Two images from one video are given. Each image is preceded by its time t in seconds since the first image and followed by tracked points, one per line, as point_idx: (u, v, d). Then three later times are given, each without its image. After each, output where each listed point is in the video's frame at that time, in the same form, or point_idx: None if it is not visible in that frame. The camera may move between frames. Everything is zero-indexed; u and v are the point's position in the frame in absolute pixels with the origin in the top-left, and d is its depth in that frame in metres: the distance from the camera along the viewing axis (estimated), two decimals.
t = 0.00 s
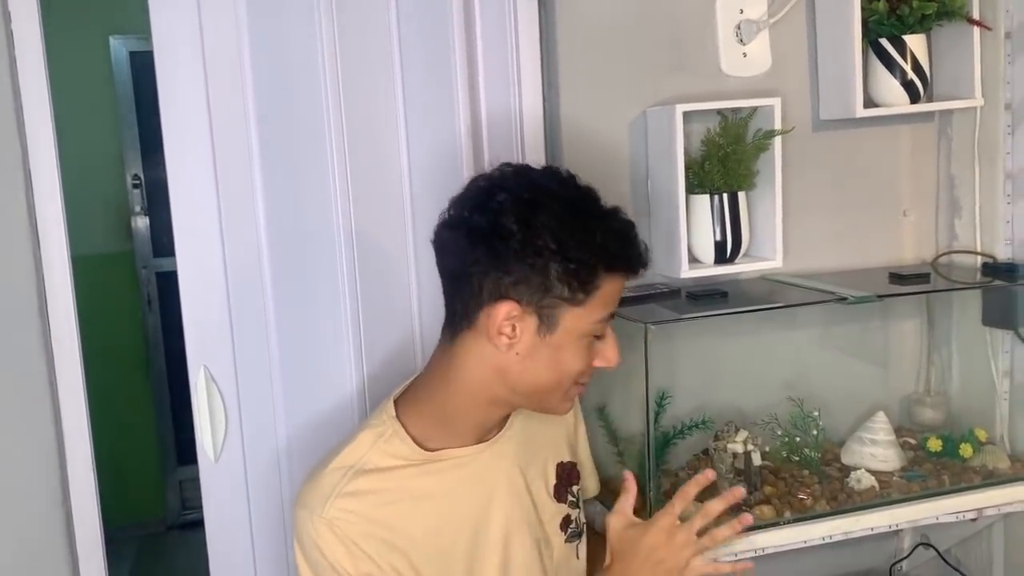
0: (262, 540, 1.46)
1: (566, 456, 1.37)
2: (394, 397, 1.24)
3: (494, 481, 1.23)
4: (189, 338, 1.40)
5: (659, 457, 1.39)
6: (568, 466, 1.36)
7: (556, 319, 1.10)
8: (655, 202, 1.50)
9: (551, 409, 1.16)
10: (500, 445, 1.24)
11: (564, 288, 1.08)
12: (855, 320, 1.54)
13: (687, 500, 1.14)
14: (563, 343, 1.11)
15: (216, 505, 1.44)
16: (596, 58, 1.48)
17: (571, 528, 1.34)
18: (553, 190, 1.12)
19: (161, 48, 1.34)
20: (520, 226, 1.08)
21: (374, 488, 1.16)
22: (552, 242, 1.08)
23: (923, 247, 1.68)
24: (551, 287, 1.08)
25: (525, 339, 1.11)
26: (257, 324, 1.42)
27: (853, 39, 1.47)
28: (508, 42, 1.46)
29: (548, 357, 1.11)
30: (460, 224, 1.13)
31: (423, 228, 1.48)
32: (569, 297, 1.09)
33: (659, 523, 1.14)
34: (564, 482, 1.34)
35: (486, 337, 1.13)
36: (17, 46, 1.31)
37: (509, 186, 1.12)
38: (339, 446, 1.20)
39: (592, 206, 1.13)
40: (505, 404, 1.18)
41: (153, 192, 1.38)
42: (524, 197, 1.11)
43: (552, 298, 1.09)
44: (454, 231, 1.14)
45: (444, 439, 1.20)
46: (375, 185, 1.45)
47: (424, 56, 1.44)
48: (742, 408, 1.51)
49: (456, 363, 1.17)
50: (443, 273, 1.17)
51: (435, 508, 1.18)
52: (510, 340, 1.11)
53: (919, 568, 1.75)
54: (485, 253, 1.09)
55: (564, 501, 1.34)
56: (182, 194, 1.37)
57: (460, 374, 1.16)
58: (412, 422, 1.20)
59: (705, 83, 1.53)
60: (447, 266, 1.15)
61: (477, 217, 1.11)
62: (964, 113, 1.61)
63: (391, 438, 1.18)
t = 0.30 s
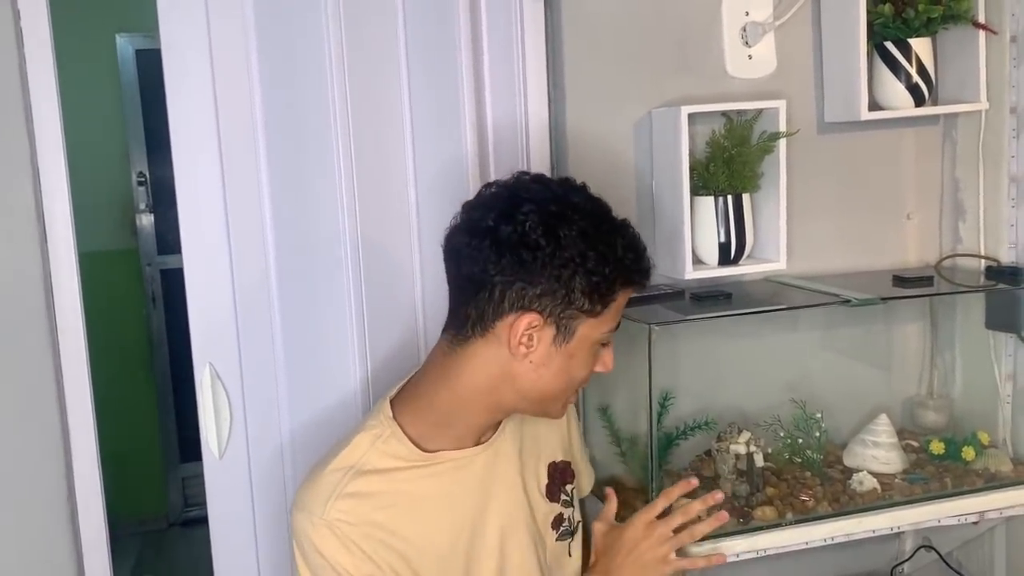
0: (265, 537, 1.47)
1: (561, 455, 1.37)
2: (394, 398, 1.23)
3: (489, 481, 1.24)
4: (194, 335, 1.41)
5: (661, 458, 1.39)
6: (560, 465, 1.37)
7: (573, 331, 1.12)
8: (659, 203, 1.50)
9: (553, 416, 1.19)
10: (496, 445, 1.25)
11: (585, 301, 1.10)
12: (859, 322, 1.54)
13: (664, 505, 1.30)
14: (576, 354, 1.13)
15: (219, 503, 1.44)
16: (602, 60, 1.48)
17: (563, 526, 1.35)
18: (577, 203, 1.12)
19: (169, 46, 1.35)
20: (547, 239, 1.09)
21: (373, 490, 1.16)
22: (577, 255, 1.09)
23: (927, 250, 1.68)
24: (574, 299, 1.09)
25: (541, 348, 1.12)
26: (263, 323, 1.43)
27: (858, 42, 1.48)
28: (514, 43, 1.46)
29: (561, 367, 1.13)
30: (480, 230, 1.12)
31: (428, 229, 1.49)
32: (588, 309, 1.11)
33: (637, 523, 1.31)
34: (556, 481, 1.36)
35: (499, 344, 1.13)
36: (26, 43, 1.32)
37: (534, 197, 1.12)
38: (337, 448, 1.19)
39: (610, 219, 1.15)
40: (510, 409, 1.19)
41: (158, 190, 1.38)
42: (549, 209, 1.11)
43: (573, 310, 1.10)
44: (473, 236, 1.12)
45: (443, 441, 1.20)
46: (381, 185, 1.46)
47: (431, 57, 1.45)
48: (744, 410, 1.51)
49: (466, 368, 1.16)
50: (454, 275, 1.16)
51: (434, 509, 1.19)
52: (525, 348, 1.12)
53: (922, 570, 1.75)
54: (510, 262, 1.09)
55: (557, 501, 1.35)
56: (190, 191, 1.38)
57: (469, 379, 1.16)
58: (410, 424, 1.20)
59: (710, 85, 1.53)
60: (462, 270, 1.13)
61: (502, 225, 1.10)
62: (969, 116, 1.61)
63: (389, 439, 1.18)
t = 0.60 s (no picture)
0: (269, 537, 1.47)
1: (564, 455, 1.37)
2: (393, 394, 1.23)
3: (490, 480, 1.23)
4: (198, 335, 1.41)
5: (665, 458, 1.39)
6: (565, 468, 1.36)
7: (571, 321, 1.12)
8: (664, 202, 1.50)
9: (554, 408, 1.19)
10: (498, 445, 1.25)
11: (582, 291, 1.10)
12: (864, 321, 1.54)
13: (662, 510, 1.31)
14: (574, 345, 1.14)
15: (223, 502, 1.44)
16: (606, 59, 1.48)
17: (568, 530, 1.35)
18: (571, 194, 1.13)
19: (173, 46, 1.35)
20: (542, 229, 1.09)
21: (373, 483, 1.16)
22: (573, 245, 1.09)
23: (932, 250, 1.68)
24: (571, 289, 1.10)
25: (539, 339, 1.12)
26: (266, 322, 1.43)
27: (864, 41, 1.47)
28: (519, 43, 1.46)
29: (560, 358, 1.14)
30: (477, 223, 1.12)
31: (432, 229, 1.48)
32: (585, 299, 1.11)
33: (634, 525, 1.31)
34: (560, 485, 1.35)
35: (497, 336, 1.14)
36: (31, 42, 1.32)
37: (528, 188, 1.13)
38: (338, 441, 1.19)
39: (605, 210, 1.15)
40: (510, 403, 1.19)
41: (164, 189, 1.38)
42: (545, 200, 1.11)
43: (570, 301, 1.10)
44: (470, 229, 1.13)
45: (443, 436, 1.20)
46: (385, 184, 1.45)
47: (435, 56, 1.45)
48: (749, 410, 1.51)
49: (464, 361, 1.17)
50: (452, 270, 1.16)
51: (433, 505, 1.19)
52: (523, 339, 1.12)
53: (928, 571, 1.75)
54: (506, 253, 1.09)
55: (560, 504, 1.34)
56: (193, 191, 1.38)
57: (468, 372, 1.16)
58: (410, 418, 1.20)
59: (715, 84, 1.53)
60: (459, 264, 1.14)
61: (498, 217, 1.10)
62: (975, 115, 1.60)
63: (389, 434, 1.18)
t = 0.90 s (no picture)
0: (271, 539, 1.47)
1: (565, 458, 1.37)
2: (392, 396, 1.25)
3: (490, 485, 1.23)
4: (199, 339, 1.41)
5: (666, 459, 1.39)
6: (568, 471, 1.36)
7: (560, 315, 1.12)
8: (663, 204, 1.50)
9: (549, 407, 1.18)
10: (498, 449, 1.25)
11: (570, 284, 1.10)
12: (865, 322, 1.54)
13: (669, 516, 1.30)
14: (566, 340, 1.13)
15: (225, 505, 1.45)
16: (606, 60, 1.48)
17: (570, 534, 1.35)
18: (559, 189, 1.13)
19: (172, 49, 1.35)
20: (528, 222, 1.10)
21: (372, 489, 1.16)
22: (560, 239, 1.09)
23: (933, 250, 1.68)
24: (559, 282, 1.10)
25: (530, 335, 1.13)
26: (267, 325, 1.43)
27: (863, 41, 1.47)
28: (518, 45, 1.46)
29: (551, 353, 1.13)
30: (466, 220, 1.14)
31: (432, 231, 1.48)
32: (575, 292, 1.11)
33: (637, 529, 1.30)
34: (562, 488, 1.35)
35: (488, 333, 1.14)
36: (31, 47, 1.32)
37: (516, 182, 1.14)
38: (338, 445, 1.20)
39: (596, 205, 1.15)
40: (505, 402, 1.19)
41: (165, 191, 1.38)
42: (533, 194, 1.12)
43: (558, 294, 1.11)
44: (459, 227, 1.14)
45: (444, 439, 1.20)
46: (385, 187, 1.46)
47: (434, 60, 1.45)
48: (750, 411, 1.50)
49: (456, 359, 1.17)
50: (444, 269, 1.18)
51: (432, 511, 1.19)
52: (513, 335, 1.12)
53: (930, 571, 1.76)
54: (493, 248, 1.10)
55: (562, 508, 1.34)
56: (194, 194, 1.38)
57: (460, 370, 1.17)
58: (410, 422, 1.20)
59: (715, 85, 1.53)
60: (450, 262, 1.15)
61: (486, 212, 1.12)
62: (975, 115, 1.60)
63: (389, 438, 1.18)
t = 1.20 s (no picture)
0: (272, 541, 1.47)
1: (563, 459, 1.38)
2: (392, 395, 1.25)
3: (491, 487, 1.23)
4: (198, 342, 1.41)
5: (666, 460, 1.38)
6: (569, 474, 1.37)
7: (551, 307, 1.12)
8: (662, 205, 1.50)
9: (545, 403, 1.18)
10: (498, 451, 1.25)
11: (560, 276, 1.10)
12: (864, 322, 1.54)
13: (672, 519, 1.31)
14: (558, 333, 1.14)
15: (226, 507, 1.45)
16: (604, 61, 1.48)
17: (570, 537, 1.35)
18: (547, 181, 1.14)
19: (171, 51, 1.35)
20: (516, 214, 1.11)
21: (368, 490, 1.16)
22: (548, 230, 1.10)
23: (932, 249, 1.68)
24: (548, 274, 1.10)
25: (522, 330, 1.13)
26: (267, 327, 1.43)
27: (861, 42, 1.47)
28: (516, 47, 1.46)
29: (544, 347, 1.14)
30: (455, 216, 1.15)
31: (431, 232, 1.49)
32: (566, 284, 1.11)
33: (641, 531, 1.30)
34: (564, 491, 1.35)
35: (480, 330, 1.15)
36: (30, 50, 1.32)
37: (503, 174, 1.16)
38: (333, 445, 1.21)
39: (584, 196, 1.16)
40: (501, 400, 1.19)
41: (164, 194, 1.38)
42: (520, 188, 1.13)
43: (548, 287, 1.11)
44: (449, 224, 1.16)
45: (443, 437, 1.21)
46: (384, 189, 1.46)
47: (433, 61, 1.46)
48: (749, 411, 1.51)
49: (451, 358, 1.18)
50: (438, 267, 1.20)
51: (430, 511, 1.19)
52: (506, 331, 1.13)
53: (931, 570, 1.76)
54: (482, 242, 1.11)
55: (563, 510, 1.35)
56: (193, 197, 1.38)
57: (455, 368, 1.18)
58: (409, 421, 1.21)
59: (713, 86, 1.53)
60: (443, 260, 1.17)
61: (473, 207, 1.13)
62: (974, 115, 1.60)
63: (388, 439, 1.19)
